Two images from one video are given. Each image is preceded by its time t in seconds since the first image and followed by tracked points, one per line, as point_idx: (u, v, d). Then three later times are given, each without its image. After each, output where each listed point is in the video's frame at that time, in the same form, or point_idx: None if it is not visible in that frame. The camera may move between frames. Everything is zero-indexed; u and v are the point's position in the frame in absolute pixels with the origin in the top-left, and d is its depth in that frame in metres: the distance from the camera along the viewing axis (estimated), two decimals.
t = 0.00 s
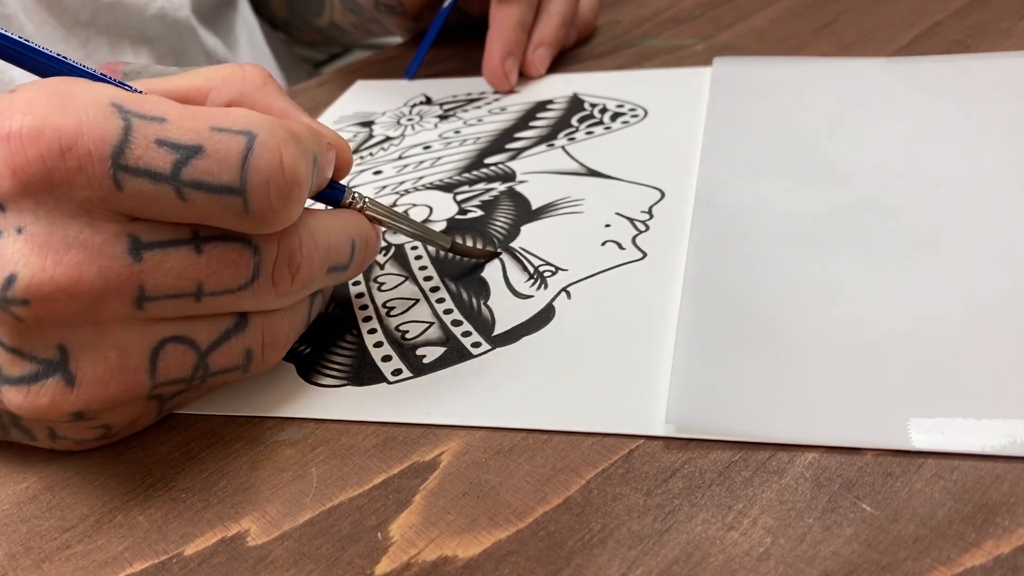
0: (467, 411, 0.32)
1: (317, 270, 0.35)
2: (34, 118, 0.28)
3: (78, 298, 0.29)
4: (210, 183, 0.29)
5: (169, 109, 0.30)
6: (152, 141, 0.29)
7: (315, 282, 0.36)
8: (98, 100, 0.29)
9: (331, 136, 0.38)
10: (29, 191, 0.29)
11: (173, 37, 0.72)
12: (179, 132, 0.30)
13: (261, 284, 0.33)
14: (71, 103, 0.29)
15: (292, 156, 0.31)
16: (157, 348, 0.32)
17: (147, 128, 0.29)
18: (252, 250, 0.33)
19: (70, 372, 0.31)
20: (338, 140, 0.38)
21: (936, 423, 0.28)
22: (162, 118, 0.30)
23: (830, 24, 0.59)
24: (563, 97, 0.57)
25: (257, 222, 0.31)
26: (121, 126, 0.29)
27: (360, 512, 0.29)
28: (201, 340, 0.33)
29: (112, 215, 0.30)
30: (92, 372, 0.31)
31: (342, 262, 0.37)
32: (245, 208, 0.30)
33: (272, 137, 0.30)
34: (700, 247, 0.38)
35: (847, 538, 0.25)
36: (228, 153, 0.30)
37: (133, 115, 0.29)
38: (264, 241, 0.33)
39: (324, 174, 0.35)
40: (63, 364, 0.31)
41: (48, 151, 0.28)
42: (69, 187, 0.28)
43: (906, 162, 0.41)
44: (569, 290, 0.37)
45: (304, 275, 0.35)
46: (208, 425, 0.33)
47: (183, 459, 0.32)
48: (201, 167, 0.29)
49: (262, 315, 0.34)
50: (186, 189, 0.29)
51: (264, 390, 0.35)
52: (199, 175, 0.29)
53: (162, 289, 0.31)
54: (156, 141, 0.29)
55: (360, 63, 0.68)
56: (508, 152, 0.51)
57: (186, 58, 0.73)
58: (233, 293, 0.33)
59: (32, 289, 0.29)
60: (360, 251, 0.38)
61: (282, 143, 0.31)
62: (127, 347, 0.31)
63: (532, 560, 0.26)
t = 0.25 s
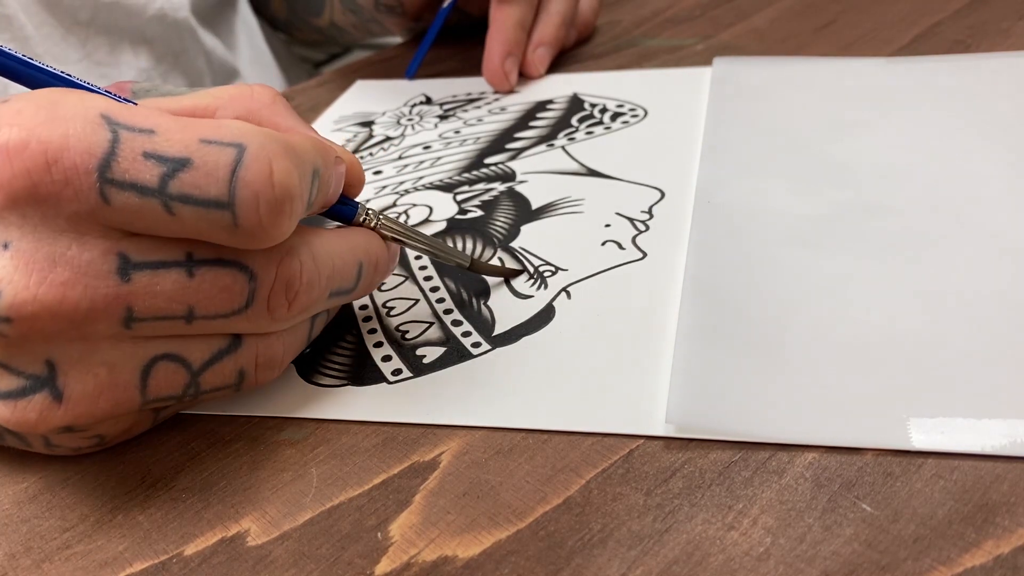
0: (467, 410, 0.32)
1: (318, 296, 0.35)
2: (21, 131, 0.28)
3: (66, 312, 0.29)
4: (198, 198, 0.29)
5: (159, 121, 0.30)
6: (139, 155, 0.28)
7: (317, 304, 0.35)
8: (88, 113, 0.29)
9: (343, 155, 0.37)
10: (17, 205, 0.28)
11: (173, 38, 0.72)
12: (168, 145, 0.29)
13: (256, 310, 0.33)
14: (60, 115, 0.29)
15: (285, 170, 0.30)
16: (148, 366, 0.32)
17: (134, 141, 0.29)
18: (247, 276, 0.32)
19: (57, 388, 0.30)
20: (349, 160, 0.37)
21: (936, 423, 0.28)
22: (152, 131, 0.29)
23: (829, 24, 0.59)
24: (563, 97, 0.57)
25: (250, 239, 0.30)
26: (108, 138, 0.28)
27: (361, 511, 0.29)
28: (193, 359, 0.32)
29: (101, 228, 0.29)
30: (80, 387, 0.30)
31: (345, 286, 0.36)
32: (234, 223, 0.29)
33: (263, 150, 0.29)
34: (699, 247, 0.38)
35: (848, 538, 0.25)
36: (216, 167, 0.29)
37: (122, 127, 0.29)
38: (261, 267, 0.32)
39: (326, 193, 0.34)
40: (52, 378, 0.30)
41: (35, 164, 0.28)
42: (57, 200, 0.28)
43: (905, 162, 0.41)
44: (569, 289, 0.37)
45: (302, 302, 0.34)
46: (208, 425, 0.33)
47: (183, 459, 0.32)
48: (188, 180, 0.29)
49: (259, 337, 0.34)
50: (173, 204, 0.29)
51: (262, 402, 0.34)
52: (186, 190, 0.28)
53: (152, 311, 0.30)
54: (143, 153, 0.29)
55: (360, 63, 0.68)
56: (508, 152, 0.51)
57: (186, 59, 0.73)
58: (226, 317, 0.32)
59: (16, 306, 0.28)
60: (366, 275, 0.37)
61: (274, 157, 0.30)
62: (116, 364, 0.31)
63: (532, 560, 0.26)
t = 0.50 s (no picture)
0: (467, 410, 0.32)
1: (320, 300, 0.34)
2: (15, 132, 0.28)
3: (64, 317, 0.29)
4: (194, 198, 0.28)
5: (156, 122, 0.29)
6: (134, 156, 0.28)
7: (320, 306, 0.35)
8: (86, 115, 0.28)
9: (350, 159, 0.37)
10: (12, 210, 0.28)
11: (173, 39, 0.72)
12: (163, 146, 0.29)
13: (254, 314, 0.32)
14: (56, 117, 0.28)
15: (281, 170, 0.29)
16: (147, 369, 0.31)
17: (129, 142, 0.28)
18: (246, 280, 0.32)
19: (55, 391, 0.30)
20: (355, 163, 0.37)
21: (936, 423, 0.28)
22: (147, 131, 0.29)
23: (829, 24, 0.59)
24: (563, 97, 0.57)
25: (247, 240, 0.30)
26: (103, 139, 0.28)
27: (361, 511, 0.29)
28: (193, 362, 0.32)
29: (99, 231, 0.29)
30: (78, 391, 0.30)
31: (348, 290, 0.36)
32: (231, 224, 0.29)
33: (259, 150, 0.29)
34: (699, 247, 0.38)
35: (847, 538, 0.25)
36: (212, 167, 0.29)
37: (117, 128, 0.29)
38: (260, 270, 0.32)
39: (328, 195, 0.34)
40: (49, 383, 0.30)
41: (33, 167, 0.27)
42: (52, 203, 0.28)
43: (906, 162, 0.41)
44: (569, 289, 0.37)
45: (303, 306, 0.34)
46: (208, 425, 0.33)
47: (183, 459, 0.32)
48: (184, 180, 0.28)
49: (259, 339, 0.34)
50: (168, 204, 0.28)
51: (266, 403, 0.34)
52: (182, 190, 0.28)
53: (149, 315, 0.30)
54: (138, 154, 0.28)
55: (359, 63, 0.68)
56: (508, 152, 0.51)
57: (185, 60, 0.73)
58: (225, 321, 0.32)
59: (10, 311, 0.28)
60: (370, 278, 0.36)
61: (270, 156, 0.29)
62: (114, 367, 0.31)
63: (532, 560, 0.26)
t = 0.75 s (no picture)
0: (466, 411, 0.32)
1: (392, 286, 0.33)
2: (135, 111, 0.25)
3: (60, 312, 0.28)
4: (316, 181, 0.27)
5: (264, 103, 0.27)
6: (256, 139, 0.26)
7: (383, 299, 0.33)
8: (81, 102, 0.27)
9: (407, 151, 0.35)
10: (126, 192, 0.26)
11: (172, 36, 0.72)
12: (284, 128, 0.27)
13: (349, 295, 0.31)
14: (166, 92, 0.26)
15: (395, 154, 0.28)
16: (245, 358, 0.30)
17: (250, 125, 0.26)
18: (345, 264, 0.30)
19: (160, 382, 0.28)
20: (423, 157, 0.35)
21: (936, 423, 0.28)
22: (265, 115, 0.27)
23: (830, 23, 0.59)
24: (563, 97, 0.57)
25: (371, 225, 0.29)
26: (223, 122, 0.26)
27: (360, 512, 0.29)
28: (289, 348, 0.31)
29: (210, 217, 0.27)
30: (84, 388, 0.28)
31: (416, 275, 0.35)
32: (351, 207, 0.27)
33: (378, 134, 0.28)
34: (699, 247, 0.38)
35: (848, 538, 0.25)
36: (335, 149, 0.27)
37: (235, 111, 0.26)
38: (356, 252, 0.31)
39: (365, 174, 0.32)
40: (51, 378, 0.29)
41: (87, 147, 0.26)
42: (169, 186, 0.26)
43: (906, 162, 0.41)
44: (569, 289, 0.37)
45: (379, 292, 0.33)
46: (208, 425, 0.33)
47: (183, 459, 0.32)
48: (307, 164, 0.26)
49: (344, 328, 0.33)
50: (291, 187, 0.27)
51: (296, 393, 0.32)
52: (305, 173, 0.26)
53: (257, 299, 0.29)
54: (261, 138, 0.26)
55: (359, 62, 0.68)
56: (508, 151, 0.51)
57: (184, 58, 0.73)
58: (324, 304, 0.31)
59: (135, 296, 0.26)
60: (432, 264, 0.36)
61: (385, 140, 0.28)
62: (215, 355, 0.29)
63: (532, 560, 0.26)
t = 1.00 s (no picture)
0: (466, 411, 0.32)
1: (393, 288, 0.33)
2: (142, 113, 0.25)
3: (63, 312, 0.28)
4: (321, 184, 0.27)
5: (269, 106, 0.27)
6: (261, 141, 0.26)
7: (386, 299, 0.33)
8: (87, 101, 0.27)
9: (410, 154, 0.35)
10: (131, 193, 0.26)
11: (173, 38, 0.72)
12: (290, 131, 0.27)
13: (352, 296, 0.31)
14: (172, 94, 0.26)
15: (400, 159, 0.28)
16: (248, 359, 0.30)
17: (255, 128, 0.26)
18: (348, 265, 0.30)
19: (164, 382, 0.28)
20: (425, 160, 0.35)
21: (937, 423, 0.28)
22: (270, 117, 0.27)
23: (830, 24, 0.59)
24: (563, 97, 0.57)
25: (375, 228, 0.29)
26: (229, 125, 0.26)
27: (361, 512, 0.29)
28: (291, 349, 0.31)
29: (215, 219, 0.27)
30: (87, 388, 0.28)
31: (417, 277, 0.35)
32: (355, 211, 0.27)
33: (383, 139, 0.28)
34: (699, 247, 0.38)
35: (848, 538, 0.25)
36: (340, 154, 0.27)
37: (240, 113, 0.26)
38: (358, 253, 0.31)
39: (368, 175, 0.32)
40: (54, 378, 0.29)
41: (92, 147, 0.26)
42: (174, 187, 0.26)
43: (906, 162, 0.41)
44: (570, 289, 0.37)
45: (381, 295, 0.33)
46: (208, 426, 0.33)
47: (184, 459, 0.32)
48: (312, 167, 0.26)
49: (347, 328, 0.33)
50: (296, 191, 0.27)
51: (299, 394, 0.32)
52: (310, 176, 0.26)
53: (261, 300, 0.29)
54: (266, 141, 0.26)
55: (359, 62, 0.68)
56: (508, 151, 0.51)
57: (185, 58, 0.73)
58: (327, 305, 0.31)
59: (138, 296, 0.26)
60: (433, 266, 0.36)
61: (390, 145, 0.28)
62: (219, 356, 0.29)
63: (532, 560, 0.26)
